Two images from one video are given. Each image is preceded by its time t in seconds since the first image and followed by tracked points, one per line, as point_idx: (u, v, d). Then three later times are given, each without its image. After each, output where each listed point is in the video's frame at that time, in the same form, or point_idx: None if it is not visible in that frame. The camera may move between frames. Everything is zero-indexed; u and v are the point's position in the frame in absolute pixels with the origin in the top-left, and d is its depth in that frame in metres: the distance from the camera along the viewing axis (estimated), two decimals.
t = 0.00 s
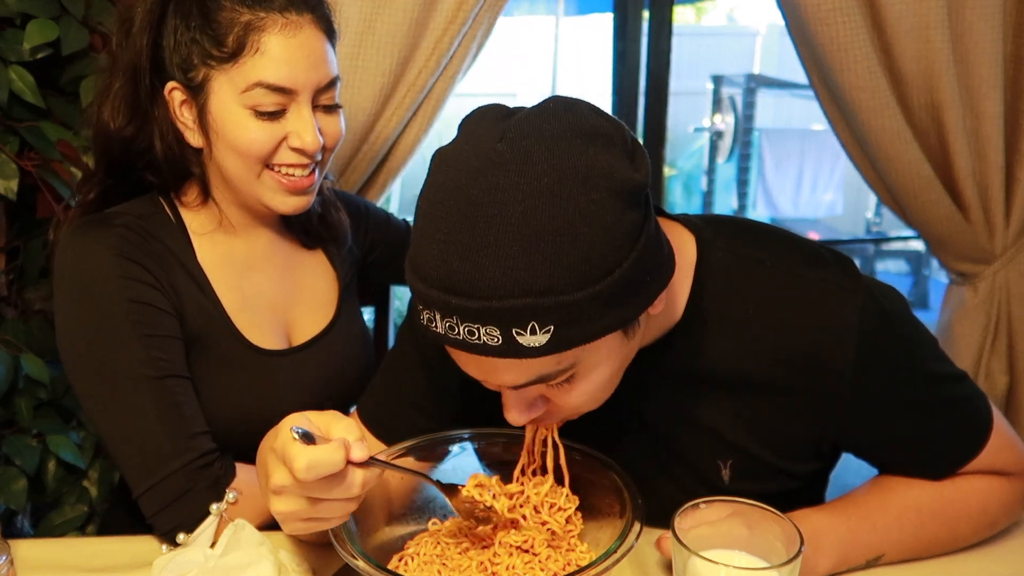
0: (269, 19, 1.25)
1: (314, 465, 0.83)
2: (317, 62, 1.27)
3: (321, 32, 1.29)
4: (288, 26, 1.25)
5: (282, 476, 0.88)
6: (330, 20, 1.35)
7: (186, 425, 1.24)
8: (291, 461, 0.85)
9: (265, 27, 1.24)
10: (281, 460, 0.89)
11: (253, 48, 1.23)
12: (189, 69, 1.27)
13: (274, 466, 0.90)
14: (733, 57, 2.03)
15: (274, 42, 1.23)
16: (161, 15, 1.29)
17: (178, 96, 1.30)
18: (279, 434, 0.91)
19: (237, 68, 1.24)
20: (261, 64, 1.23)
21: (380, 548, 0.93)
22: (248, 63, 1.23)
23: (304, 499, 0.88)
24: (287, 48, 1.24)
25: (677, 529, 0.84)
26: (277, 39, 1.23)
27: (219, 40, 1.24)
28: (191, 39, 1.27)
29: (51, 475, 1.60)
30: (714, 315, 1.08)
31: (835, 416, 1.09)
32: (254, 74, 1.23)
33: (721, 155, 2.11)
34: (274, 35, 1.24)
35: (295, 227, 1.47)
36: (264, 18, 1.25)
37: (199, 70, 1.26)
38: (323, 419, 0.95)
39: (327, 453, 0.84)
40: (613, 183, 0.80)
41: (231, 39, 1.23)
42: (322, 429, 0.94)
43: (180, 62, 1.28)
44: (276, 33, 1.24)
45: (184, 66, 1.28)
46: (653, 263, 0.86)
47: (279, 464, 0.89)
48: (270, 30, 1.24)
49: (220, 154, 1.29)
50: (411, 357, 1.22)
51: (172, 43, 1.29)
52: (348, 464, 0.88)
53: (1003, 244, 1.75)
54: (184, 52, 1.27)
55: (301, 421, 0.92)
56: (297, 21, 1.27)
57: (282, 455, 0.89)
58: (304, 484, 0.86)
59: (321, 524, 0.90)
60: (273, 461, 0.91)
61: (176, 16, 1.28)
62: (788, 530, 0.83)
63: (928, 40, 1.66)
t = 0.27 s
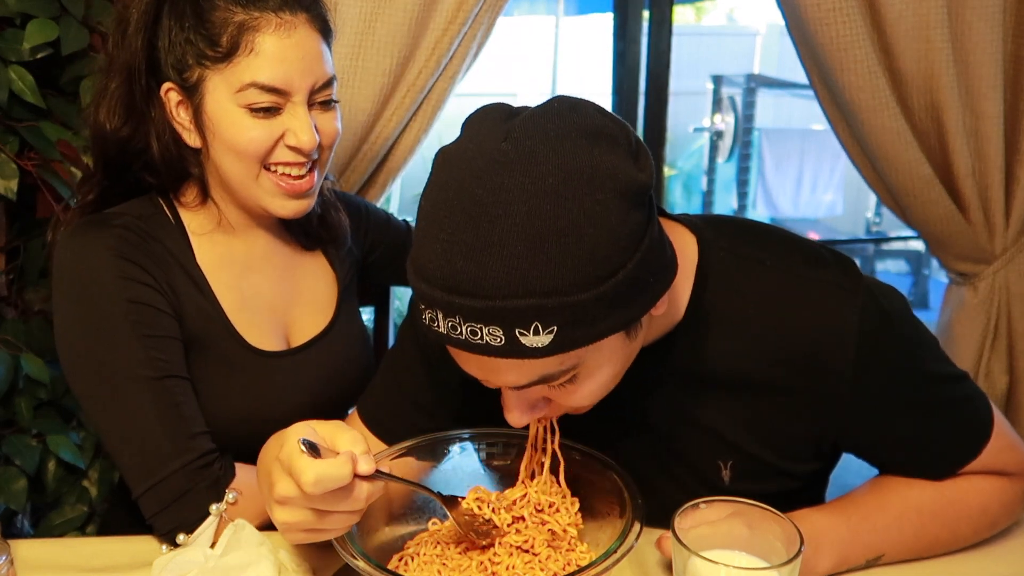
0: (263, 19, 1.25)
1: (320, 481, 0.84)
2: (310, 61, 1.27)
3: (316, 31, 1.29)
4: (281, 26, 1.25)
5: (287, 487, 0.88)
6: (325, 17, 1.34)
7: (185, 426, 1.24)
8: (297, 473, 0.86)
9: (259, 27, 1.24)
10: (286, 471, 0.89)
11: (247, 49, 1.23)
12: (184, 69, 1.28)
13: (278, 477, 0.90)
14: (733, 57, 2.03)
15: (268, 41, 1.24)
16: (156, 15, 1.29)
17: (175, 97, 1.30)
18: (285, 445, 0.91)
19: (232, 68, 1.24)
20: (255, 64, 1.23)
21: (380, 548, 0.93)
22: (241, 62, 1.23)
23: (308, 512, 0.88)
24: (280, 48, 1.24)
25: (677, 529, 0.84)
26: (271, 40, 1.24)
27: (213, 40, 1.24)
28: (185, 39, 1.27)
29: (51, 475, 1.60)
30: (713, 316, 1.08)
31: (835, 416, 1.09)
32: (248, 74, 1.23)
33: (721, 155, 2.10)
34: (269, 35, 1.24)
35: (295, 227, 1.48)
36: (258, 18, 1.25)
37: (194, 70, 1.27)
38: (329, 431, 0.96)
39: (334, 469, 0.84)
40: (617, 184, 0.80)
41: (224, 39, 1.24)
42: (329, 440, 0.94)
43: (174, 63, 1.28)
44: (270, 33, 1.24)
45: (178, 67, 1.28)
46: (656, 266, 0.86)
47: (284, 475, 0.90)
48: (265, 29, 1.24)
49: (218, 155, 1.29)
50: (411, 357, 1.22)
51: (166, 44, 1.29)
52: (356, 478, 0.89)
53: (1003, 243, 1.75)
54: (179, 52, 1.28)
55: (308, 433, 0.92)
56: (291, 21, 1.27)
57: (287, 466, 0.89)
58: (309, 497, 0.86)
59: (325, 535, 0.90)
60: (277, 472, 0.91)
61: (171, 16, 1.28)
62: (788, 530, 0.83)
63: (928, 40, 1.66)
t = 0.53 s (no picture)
0: (259, 16, 1.25)
1: (315, 482, 0.83)
2: (309, 59, 1.26)
3: (313, 28, 1.29)
4: (278, 24, 1.25)
5: (280, 490, 0.88)
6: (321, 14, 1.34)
7: (185, 426, 1.24)
8: (291, 475, 0.85)
9: (255, 24, 1.24)
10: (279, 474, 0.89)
11: (243, 46, 1.23)
12: (182, 70, 1.28)
13: (270, 480, 0.90)
14: (733, 57, 2.03)
15: (264, 39, 1.23)
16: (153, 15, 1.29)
17: (173, 98, 1.30)
18: (278, 448, 0.91)
19: (229, 67, 1.24)
20: (252, 61, 1.23)
21: (380, 549, 0.93)
22: (239, 61, 1.23)
23: (302, 512, 0.88)
24: (276, 45, 1.23)
25: (677, 529, 0.84)
26: (268, 38, 1.23)
27: (210, 40, 1.24)
28: (184, 38, 1.27)
29: (51, 475, 1.60)
30: (713, 316, 1.08)
31: (835, 417, 1.09)
32: (245, 73, 1.23)
33: (721, 155, 2.10)
34: (265, 33, 1.24)
35: (295, 227, 1.48)
36: (254, 16, 1.25)
37: (191, 70, 1.27)
38: (320, 433, 0.95)
39: (328, 469, 0.84)
40: (617, 188, 0.80)
41: (221, 38, 1.24)
42: (323, 442, 0.94)
43: (173, 64, 1.28)
44: (267, 31, 1.24)
45: (176, 67, 1.28)
46: (657, 269, 0.86)
47: (277, 478, 0.89)
48: (261, 28, 1.24)
49: (216, 154, 1.29)
50: (411, 358, 1.22)
51: (164, 44, 1.29)
52: (349, 479, 0.88)
53: (1004, 244, 1.75)
54: (176, 52, 1.28)
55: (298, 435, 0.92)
56: (287, 18, 1.27)
57: (280, 469, 0.88)
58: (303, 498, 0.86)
59: (321, 536, 0.90)
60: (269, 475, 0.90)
61: (169, 17, 1.28)
62: (788, 530, 0.84)
63: (928, 39, 1.66)
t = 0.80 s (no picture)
0: (259, 15, 1.25)
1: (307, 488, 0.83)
2: (308, 57, 1.26)
3: (314, 27, 1.30)
4: (278, 21, 1.25)
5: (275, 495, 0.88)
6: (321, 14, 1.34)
7: (185, 426, 1.24)
8: (286, 481, 0.85)
9: (255, 22, 1.24)
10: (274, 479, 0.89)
11: (243, 44, 1.23)
12: (182, 69, 1.28)
13: (266, 485, 0.90)
14: (733, 57, 2.03)
15: (264, 38, 1.23)
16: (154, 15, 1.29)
17: (173, 97, 1.30)
18: (273, 452, 0.91)
19: (230, 65, 1.24)
20: (253, 60, 1.23)
21: (380, 549, 0.93)
22: (239, 59, 1.23)
23: (296, 517, 0.88)
24: (276, 43, 1.23)
25: (677, 529, 0.84)
26: (268, 35, 1.23)
27: (211, 38, 1.24)
28: (183, 38, 1.27)
29: (51, 475, 1.60)
30: (713, 316, 1.08)
31: (835, 417, 1.09)
32: (246, 70, 1.23)
33: (721, 155, 2.10)
34: (265, 30, 1.24)
35: (295, 227, 1.48)
36: (254, 14, 1.25)
37: (191, 69, 1.27)
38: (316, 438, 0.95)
39: (319, 476, 0.83)
40: (614, 206, 0.80)
41: (222, 35, 1.24)
42: (319, 447, 0.94)
43: (173, 63, 1.28)
44: (266, 29, 1.24)
45: (176, 66, 1.28)
46: (656, 278, 0.86)
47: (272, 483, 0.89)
48: (261, 25, 1.24)
49: (217, 155, 1.29)
50: (411, 358, 1.22)
51: (165, 44, 1.29)
52: (344, 484, 0.88)
53: (1003, 244, 1.75)
54: (176, 52, 1.28)
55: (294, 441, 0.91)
56: (288, 16, 1.27)
57: (275, 473, 0.88)
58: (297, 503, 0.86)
59: (318, 540, 0.90)
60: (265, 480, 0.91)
61: (169, 17, 1.28)
62: (788, 530, 0.84)
63: (928, 40, 1.66)
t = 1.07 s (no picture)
0: (260, 13, 1.25)
1: (311, 483, 0.83)
2: (308, 57, 1.26)
3: (315, 28, 1.29)
4: (279, 20, 1.25)
5: (278, 490, 0.88)
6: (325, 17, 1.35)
7: (185, 426, 1.24)
8: (290, 475, 0.85)
9: (256, 20, 1.24)
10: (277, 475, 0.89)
11: (244, 42, 1.23)
12: (182, 66, 1.28)
13: (269, 481, 0.90)
14: (733, 57, 2.03)
15: (265, 36, 1.23)
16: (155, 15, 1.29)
17: (173, 95, 1.30)
18: (277, 449, 0.91)
19: (230, 62, 1.24)
20: (253, 58, 1.23)
21: (380, 549, 0.93)
22: (239, 56, 1.23)
23: (298, 512, 0.88)
24: (277, 41, 1.23)
25: (677, 530, 0.84)
26: (269, 33, 1.24)
27: (211, 36, 1.24)
28: (182, 34, 1.27)
29: (51, 475, 1.60)
30: (714, 316, 1.08)
31: (835, 417, 1.09)
32: (246, 67, 1.23)
33: (721, 155, 2.10)
34: (266, 29, 1.24)
35: (295, 226, 1.48)
36: (255, 12, 1.25)
37: (191, 66, 1.27)
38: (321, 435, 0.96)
39: (324, 471, 0.83)
40: (613, 198, 0.80)
41: (223, 33, 1.24)
42: (321, 445, 0.94)
43: (173, 59, 1.28)
44: (268, 27, 1.24)
45: (176, 63, 1.28)
46: (654, 275, 0.86)
47: (275, 479, 0.89)
48: (262, 23, 1.24)
49: (215, 153, 1.29)
50: (411, 358, 1.22)
51: (165, 42, 1.29)
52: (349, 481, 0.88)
53: (1003, 243, 1.75)
54: (177, 49, 1.28)
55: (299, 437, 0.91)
56: (288, 15, 1.27)
57: (278, 469, 0.89)
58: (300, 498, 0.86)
59: (319, 539, 0.90)
60: (268, 476, 0.91)
61: (170, 16, 1.28)
62: (788, 530, 0.84)
63: (928, 40, 1.66)
